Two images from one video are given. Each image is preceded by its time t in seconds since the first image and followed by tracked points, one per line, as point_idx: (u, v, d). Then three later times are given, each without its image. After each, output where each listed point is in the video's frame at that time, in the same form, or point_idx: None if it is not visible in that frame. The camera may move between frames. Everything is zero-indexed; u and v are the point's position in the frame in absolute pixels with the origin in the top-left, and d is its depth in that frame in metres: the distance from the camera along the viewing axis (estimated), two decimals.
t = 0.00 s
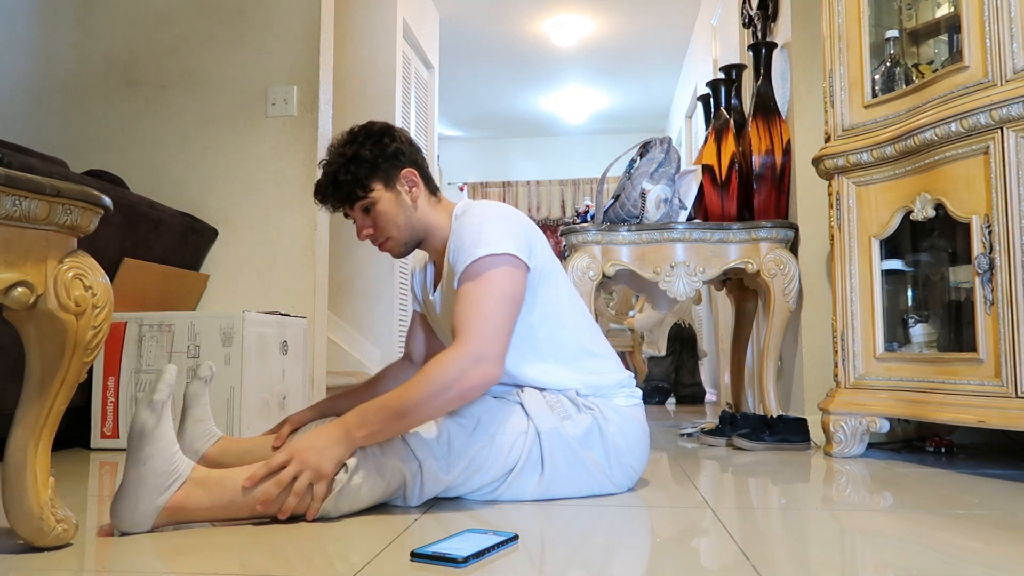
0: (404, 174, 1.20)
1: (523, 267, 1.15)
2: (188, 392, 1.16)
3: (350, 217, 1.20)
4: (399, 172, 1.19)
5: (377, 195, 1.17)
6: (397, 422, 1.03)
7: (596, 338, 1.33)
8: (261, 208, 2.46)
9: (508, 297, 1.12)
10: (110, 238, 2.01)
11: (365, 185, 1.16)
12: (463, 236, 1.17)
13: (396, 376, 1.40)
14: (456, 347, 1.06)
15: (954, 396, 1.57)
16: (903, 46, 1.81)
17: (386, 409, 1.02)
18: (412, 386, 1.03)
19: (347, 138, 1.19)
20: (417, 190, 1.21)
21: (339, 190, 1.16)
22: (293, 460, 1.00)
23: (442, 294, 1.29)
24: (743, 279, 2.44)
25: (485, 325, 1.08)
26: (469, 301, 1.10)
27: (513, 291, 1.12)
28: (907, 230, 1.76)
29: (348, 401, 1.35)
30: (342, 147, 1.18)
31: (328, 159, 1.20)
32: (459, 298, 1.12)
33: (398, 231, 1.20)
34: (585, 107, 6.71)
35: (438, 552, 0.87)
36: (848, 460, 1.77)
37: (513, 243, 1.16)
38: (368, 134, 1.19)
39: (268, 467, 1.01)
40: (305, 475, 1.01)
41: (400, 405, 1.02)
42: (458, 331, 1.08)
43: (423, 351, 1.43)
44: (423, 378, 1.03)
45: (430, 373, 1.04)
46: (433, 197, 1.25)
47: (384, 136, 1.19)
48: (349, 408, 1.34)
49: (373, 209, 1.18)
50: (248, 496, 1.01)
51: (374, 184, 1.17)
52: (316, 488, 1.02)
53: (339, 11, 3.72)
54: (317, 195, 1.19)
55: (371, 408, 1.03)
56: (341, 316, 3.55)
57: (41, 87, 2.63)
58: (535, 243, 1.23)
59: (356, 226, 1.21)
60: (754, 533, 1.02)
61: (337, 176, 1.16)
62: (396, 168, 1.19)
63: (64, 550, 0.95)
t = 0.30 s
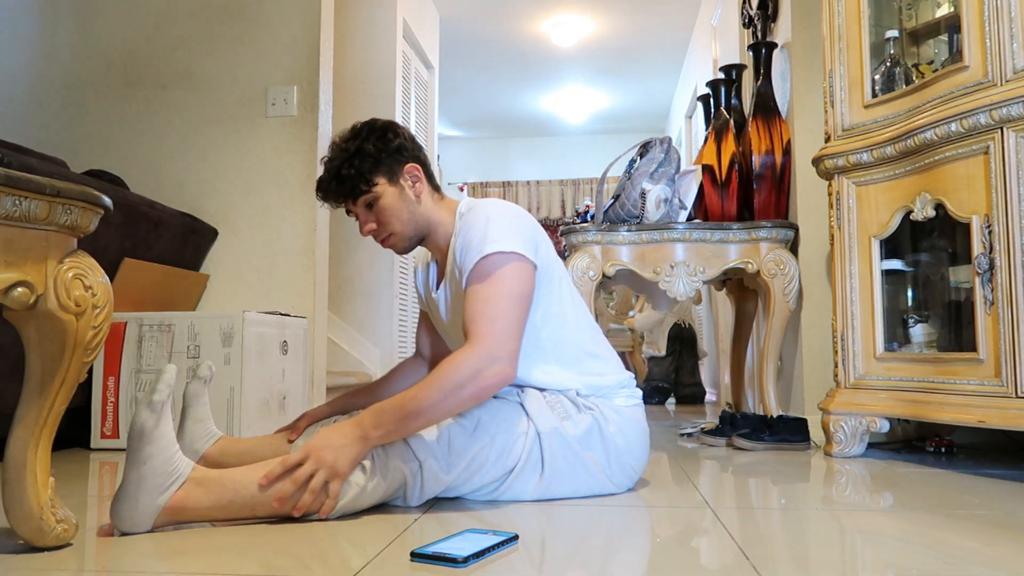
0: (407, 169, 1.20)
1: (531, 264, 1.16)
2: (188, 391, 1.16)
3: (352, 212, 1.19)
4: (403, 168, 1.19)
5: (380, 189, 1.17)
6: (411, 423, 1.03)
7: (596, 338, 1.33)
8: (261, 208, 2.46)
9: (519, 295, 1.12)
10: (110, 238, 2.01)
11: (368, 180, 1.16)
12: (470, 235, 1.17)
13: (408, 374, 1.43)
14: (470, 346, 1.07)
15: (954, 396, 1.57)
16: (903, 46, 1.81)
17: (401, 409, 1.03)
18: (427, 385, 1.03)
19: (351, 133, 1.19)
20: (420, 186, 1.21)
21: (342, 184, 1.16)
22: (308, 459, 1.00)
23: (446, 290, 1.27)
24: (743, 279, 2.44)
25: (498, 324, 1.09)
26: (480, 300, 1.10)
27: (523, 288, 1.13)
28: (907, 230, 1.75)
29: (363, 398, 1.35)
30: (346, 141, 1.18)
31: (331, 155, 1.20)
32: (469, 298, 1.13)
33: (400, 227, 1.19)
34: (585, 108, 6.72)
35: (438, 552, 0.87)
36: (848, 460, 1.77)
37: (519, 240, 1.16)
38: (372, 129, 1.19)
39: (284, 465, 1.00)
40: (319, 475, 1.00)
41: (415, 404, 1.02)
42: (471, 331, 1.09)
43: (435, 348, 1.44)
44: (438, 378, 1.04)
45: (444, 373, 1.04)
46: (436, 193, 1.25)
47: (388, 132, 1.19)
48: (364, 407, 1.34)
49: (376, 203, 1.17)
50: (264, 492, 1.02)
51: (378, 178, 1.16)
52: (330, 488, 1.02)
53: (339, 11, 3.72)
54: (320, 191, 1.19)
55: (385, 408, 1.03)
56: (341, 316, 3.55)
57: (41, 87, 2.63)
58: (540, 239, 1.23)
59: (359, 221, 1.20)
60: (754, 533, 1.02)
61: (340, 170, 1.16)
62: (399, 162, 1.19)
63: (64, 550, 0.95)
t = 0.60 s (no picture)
0: (431, 163, 1.22)
1: (535, 264, 1.16)
2: (188, 391, 1.16)
3: (370, 191, 1.18)
4: (427, 160, 1.22)
5: (407, 173, 1.18)
6: (420, 425, 1.03)
7: (595, 338, 1.33)
8: (260, 208, 2.46)
9: (523, 295, 1.12)
10: (110, 238, 2.01)
11: (400, 159, 1.17)
12: (473, 236, 1.17)
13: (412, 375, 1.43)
14: (476, 346, 1.07)
15: (954, 396, 1.57)
16: (903, 46, 1.81)
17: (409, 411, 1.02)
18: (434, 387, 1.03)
19: (380, 117, 1.20)
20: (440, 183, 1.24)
21: (371, 159, 1.16)
22: (318, 467, 1.00)
23: (449, 290, 1.26)
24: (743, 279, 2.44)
25: (504, 324, 1.09)
26: (486, 300, 1.10)
27: (527, 288, 1.13)
28: (907, 230, 1.75)
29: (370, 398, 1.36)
30: (376, 122, 1.19)
31: (355, 131, 1.19)
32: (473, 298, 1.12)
33: (419, 213, 1.19)
34: (585, 108, 6.72)
35: (438, 552, 0.87)
36: (848, 460, 1.77)
37: (522, 239, 1.16)
38: (402, 118, 1.21)
39: (292, 472, 1.00)
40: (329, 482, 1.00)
41: (423, 406, 1.02)
42: (477, 331, 1.08)
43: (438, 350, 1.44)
44: (445, 379, 1.04)
45: (451, 374, 1.04)
46: (447, 196, 1.28)
47: (417, 124, 1.22)
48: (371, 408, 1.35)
49: (401, 185, 1.18)
50: (275, 498, 1.02)
51: (407, 162, 1.18)
52: (340, 493, 1.02)
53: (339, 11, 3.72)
54: (343, 161, 1.17)
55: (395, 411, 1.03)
56: (341, 316, 3.55)
57: (41, 87, 2.63)
58: (543, 240, 1.24)
59: (376, 202, 1.19)
60: (755, 533, 1.02)
61: (371, 147, 1.16)
62: (426, 154, 1.21)
63: (64, 550, 0.95)
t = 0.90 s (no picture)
0: (440, 158, 1.23)
1: (540, 265, 1.16)
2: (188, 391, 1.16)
3: (379, 179, 1.18)
4: (437, 155, 1.23)
5: (418, 165, 1.18)
6: (430, 425, 1.03)
7: (595, 337, 1.33)
8: (261, 208, 2.46)
9: (530, 296, 1.13)
10: (110, 238, 2.01)
11: (412, 150, 1.17)
12: (478, 237, 1.17)
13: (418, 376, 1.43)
14: (485, 349, 1.07)
15: (954, 396, 1.57)
16: (902, 46, 1.81)
17: (419, 413, 1.02)
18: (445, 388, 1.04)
19: (395, 108, 1.22)
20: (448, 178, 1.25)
21: (383, 147, 1.16)
22: (330, 471, 1.01)
23: (451, 290, 1.26)
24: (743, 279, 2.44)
25: (512, 325, 1.09)
26: (493, 302, 1.10)
27: (535, 289, 1.13)
28: (907, 229, 1.75)
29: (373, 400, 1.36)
30: (390, 113, 1.20)
31: (368, 119, 1.20)
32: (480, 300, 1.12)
33: (426, 206, 1.19)
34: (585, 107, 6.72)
35: (438, 553, 0.87)
36: (847, 460, 1.77)
37: (527, 240, 1.16)
38: (415, 111, 1.22)
39: (307, 477, 1.02)
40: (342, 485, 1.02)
41: (434, 408, 1.02)
42: (484, 333, 1.09)
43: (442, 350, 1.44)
44: (455, 381, 1.04)
45: (461, 375, 1.04)
46: (452, 194, 1.28)
47: (431, 120, 1.24)
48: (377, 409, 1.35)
49: (411, 176, 1.18)
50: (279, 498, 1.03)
51: (418, 153, 1.18)
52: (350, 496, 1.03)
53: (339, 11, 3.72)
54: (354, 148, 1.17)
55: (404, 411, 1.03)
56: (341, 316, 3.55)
57: (41, 87, 2.63)
58: (547, 240, 1.24)
59: (384, 191, 1.19)
60: (754, 534, 1.02)
61: (384, 135, 1.17)
62: (436, 149, 1.22)
63: (64, 550, 0.95)
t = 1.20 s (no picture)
0: (439, 159, 1.23)
1: (542, 267, 1.16)
2: (188, 391, 1.16)
3: (378, 181, 1.18)
4: (436, 156, 1.22)
5: (417, 167, 1.18)
6: (434, 426, 1.04)
7: (595, 337, 1.33)
8: (260, 208, 2.46)
9: (533, 299, 1.13)
10: (110, 238, 2.01)
11: (411, 151, 1.17)
12: (479, 240, 1.17)
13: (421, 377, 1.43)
14: (489, 352, 1.07)
15: (954, 396, 1.57)
16: (903, 46, 1.81)
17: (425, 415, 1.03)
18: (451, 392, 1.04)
19: (392, 110, 1.21)
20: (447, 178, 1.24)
21: (382, 150, 1.16)
22: (333, 468, 1.02)
23: (451, 291, 1.26)
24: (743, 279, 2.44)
25: (516, 329, 1.09)
26: (496, 306, 1.11)
27: (537, 292, 1.13)
28: (907, 229, 1.75)
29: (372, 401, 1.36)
30: (388, 115, 1.19)
31: (365, 121, 1.19)
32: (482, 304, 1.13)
33: (426, 208, 1.19)
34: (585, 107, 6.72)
35: (438, 553, 0.87)
36: (847, 460, 1.77)
37: (528, 243, 1.16)
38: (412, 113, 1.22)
39: (309, 475, 1.02)
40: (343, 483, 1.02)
41: (438, 410, 1.03)
42: (488, 337, 1.09)
43: (445, 351, 1.44)
44: (461, 385, 1.04)
45: (466, 379, 1.05)
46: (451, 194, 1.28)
47: (429, 121, 1.23)
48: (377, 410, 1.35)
49: (410, 177, 1.18)
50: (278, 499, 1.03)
51: (417, 155, 1.18)
52: (352, 495, 1.03)
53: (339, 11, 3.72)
54: (352, 150, 1.17)
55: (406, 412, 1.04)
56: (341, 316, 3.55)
57: (41, 88, 2.63)
58: (547, 241, 1.24)
59: (383, 194, 1.19)
60: (755, 534, 1.02)
61: (382, 138, 1.17)
62: (435, 150, 1.22)
63: (64, 550, 0.95)
